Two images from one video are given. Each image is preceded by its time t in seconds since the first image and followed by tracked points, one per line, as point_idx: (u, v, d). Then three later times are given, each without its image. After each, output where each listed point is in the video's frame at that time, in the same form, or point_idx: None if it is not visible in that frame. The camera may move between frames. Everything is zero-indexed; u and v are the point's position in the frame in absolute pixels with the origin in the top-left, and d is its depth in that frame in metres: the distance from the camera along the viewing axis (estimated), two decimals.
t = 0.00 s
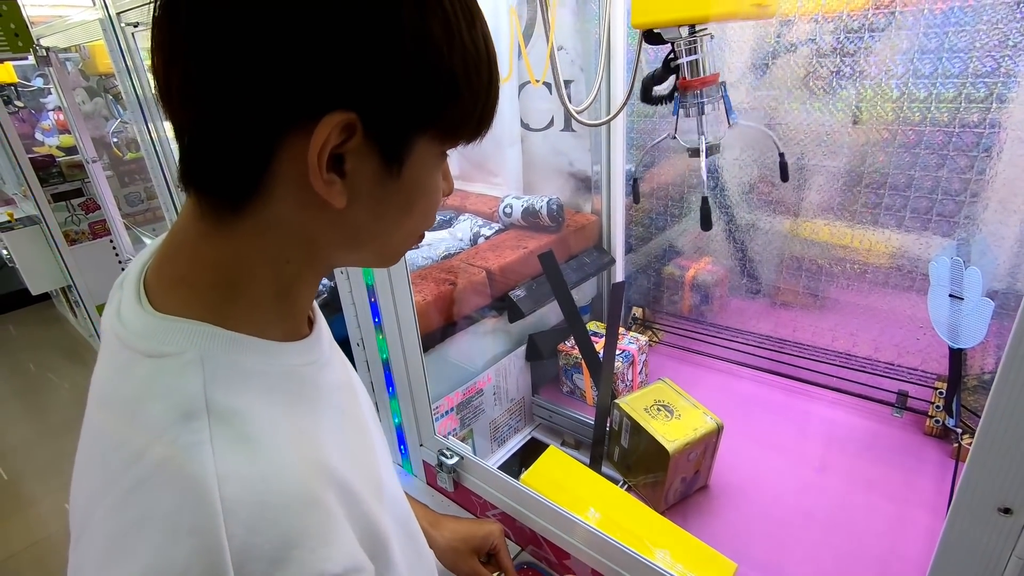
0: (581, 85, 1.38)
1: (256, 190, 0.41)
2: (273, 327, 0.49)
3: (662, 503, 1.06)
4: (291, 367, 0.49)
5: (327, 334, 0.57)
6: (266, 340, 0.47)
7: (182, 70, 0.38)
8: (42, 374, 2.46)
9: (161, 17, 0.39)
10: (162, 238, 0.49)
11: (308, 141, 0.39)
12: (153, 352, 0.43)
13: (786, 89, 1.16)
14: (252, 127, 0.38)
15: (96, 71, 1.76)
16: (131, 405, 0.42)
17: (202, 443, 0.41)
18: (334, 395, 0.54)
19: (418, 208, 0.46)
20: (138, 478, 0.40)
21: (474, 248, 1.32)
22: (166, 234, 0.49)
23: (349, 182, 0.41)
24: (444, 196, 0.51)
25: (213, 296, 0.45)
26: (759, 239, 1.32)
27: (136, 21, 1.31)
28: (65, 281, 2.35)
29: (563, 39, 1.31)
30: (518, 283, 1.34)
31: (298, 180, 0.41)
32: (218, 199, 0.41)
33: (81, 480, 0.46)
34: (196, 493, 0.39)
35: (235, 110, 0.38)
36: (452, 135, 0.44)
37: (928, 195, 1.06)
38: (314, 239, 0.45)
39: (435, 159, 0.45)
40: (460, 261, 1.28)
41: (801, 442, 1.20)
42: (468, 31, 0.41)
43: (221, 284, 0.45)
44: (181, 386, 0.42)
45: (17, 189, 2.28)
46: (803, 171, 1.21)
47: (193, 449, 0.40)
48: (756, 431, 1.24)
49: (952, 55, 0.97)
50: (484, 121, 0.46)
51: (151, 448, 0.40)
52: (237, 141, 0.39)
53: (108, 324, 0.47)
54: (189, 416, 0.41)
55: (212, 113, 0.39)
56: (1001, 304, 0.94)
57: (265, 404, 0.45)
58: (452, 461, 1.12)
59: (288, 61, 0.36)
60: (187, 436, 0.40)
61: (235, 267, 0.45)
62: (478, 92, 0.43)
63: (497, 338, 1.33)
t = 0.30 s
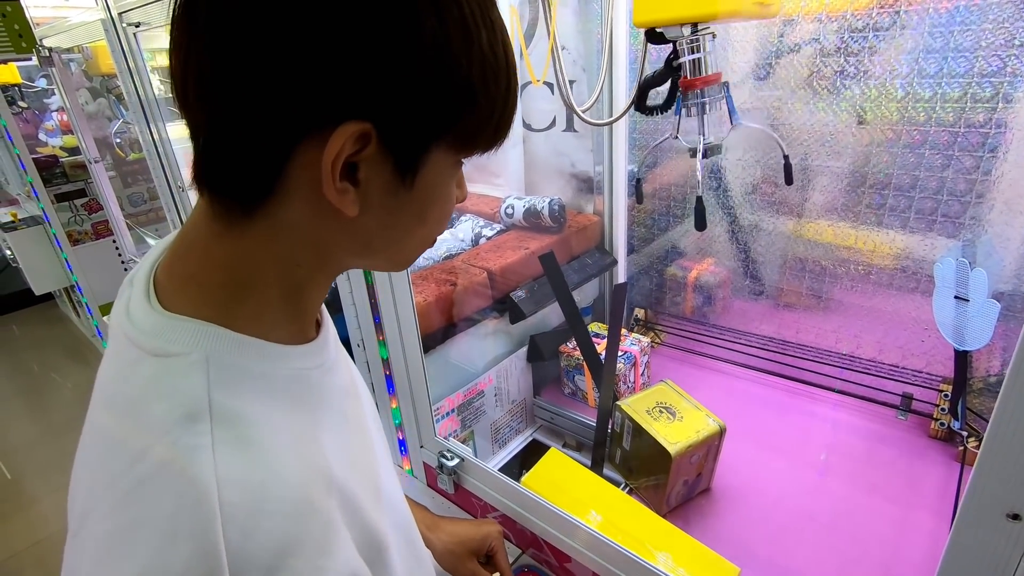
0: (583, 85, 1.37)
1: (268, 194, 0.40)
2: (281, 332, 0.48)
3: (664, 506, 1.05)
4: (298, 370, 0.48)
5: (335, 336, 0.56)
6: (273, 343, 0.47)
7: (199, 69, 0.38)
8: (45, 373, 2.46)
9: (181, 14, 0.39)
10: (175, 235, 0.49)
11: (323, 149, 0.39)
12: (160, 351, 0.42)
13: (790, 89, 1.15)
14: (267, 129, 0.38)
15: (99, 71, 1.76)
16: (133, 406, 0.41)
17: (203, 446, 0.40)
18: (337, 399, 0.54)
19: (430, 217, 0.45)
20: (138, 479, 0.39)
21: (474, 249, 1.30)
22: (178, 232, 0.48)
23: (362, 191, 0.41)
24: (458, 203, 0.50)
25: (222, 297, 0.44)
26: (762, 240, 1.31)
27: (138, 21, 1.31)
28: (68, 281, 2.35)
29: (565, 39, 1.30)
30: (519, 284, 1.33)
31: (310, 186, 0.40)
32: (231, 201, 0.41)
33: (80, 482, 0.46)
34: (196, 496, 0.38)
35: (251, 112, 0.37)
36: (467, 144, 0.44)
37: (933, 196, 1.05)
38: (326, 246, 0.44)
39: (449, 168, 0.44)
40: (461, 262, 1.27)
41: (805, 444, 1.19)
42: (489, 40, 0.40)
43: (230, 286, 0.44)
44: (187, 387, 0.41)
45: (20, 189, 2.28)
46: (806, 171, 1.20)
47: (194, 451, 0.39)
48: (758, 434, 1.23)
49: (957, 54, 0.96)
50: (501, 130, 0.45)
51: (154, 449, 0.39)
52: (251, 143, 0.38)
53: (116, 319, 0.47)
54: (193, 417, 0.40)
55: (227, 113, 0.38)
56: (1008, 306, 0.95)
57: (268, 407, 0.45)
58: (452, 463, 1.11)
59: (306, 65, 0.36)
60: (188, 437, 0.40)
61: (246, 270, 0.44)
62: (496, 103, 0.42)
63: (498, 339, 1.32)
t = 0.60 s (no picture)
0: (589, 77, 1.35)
1: (290, 183, 0.39)
2: (299, 325, 0.46)
3: (672, 503, 1.04)
4: (317, 362, 0.46)
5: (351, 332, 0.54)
6: (293, 333, 0.45)
7: (226, 47, 0.36)
8: (47, 368, 2.46)
9: None
10: (194, 221, 0.47)
11: (350, 142, 0.37)
12: (179, 338, 0.41)
13: (801, 80, 1.13)
14: (292, 115, 0.36)
15: (99, 64, 1.69)
16: (150, 396, 0.40)
17: (223, 436, 0.39)
18: (356, 393, 0.52)
19: (453, 214, 0.44)
20: (156, 469, 0.38)
21: (478, 244, 1.29)
22: (197, 217, 0.47)
23: (387, 184, 0.39)
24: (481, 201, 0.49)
25: (239, 287, 0.43)
26: (770, 234, 1.29)
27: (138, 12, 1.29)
28: (69, 276, 2.34)
29: (572, 31, 1.27)
30: (523, 279, 1.31)
31: (334, 177, 0.39)
32: (253, 189, 0.39)
33: (93, 476, 0.45)
34: (216, 487, 0.37)
35: (276, 97, 0.36)
36: (496, 142, 0.42)
37: (946, 189, 1.03)
38: (347, 240, 0.43)
39: (475, 165, 0.42)
40: (466, 256, 1.25)
41: (815, 440, 1.17)
42: (525, 36, 0.38)
43: (248, 276, 0.43)
44: (204, 375, 0.39)
45: (21, 183, 2.27)
46: (815, 165, 1.18)
47: (214, 441, 0.38)
48: (765, 431, 1.21)
49: (974, 44, 0.94)
50: (530, 129, 0.44)
51: (172, 439, 0.38)
52: (275, 129, 0.37)
53: (133, 304, 0.46)
54: (211, 406, 0.39)
55: (252, 96, 0.36)
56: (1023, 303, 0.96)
57: (290, 400, 0.43)
58: (457, 460, 1.10)
59: (336, 51, 0.34)
60: (208, 427, 0.38)
61: (266, 261, 0.43)
62: (527, 103, 0.41)
63: (503, 336, 1.31)
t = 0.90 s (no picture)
0: (593, 71, 1.35)
1: (321, 174, 0.39)
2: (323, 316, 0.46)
3: (674, 497, 1.04)
4: (343, 352, 0.46)
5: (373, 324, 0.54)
6: (321, 320, 0.45)
7: (267, 35, 0.36)
8: (49, 359, 2.46)
9: None
10: (222, 206, 0.47)
11: (383, 137, 0.37)
12: (207, 324, 0.41)
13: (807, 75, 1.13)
14: (329, 107, 0.36)
15: (99, 54, 1.69)
16: (183, 383, 0.41)
17: (253, 421, 0.39)
18: (378, 382, 0.52)
19: (478, 213, 0.44)
20: (187, 454, 0.39)
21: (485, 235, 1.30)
22: (226, 204, 0.47)
23: (417, 179, 0.39)
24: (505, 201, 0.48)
25: (267, 275, 0.43)
26: (774, 229, 1.29)
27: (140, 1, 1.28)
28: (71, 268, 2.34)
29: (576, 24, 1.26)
30: (525, 273, 1.31)
31: (364, 170, 0.39)
32: (285, 180, 0.39)
33: (118, 462, 0.45)
34: (247, 473, 0.38)
35: (314, 88, 0.36)
36: (525, 144, 0.42)
37: (952, 185, 1.03)
38: (374, 235, 0.43)
39: (504, 164, 0.42)
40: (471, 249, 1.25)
41: (818, 435, 1.18)
42: (562, 40, 0.38)
43: (276, 265, 0.43)
44: (235, 362, 0.40)
45: (22, 174, 2.26)
46: (820, 160, 1.18)
47: (245, 426, 0.39)
48: (768, 425, 1.22)
49: (982, 39, 0.93)
50: (560, 132, 0.44)
51: (204, 423, 0.39)
52: (310, 119, 0.37)
53: (161, 287, 0.46)
54: (242, 392, 0.39)
55: (289, 86, 0.36)
56: None
57: (317, 387, 0.43)
58: (460, 452, 1.10)
59: (377, 45, 0.34)
60: (239, 412, 0.39)
61: (293, 252, 0.43)
62: (558, 107, 0.41)
63: (505, 330, 1.30)
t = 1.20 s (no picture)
0: (590, 68, 1.35)
1: (318, 169, 0.39)
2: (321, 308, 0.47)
3: (669, 492, 1.05)
4: (339, 342, 0.47)
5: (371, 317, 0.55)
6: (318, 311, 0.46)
7: (263, 33, 0.37)
8: (51, 356, 2.48)
9: None
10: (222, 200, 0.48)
11: (378, 135, 0.38)
12: (206, 315, 0.42)
13: (803, 72, 1.13)
14: (325, 105, 0.37)
15: (100, 53, 1.69)
16: (182, 369, 0.41)
17: (249, 408, 0.40)
18: (378, 373, 0.53)
19: (473, 207, 0.44)
20: (185, 439, 0.40)
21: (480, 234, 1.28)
22: (225, 197, 0.47)
23: (411, 175, 0.40)
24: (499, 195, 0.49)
25: (267, 268, 0.44)
26: (770, 226, 1.29)
27: None
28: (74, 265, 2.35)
29: (573, 22, 1.27)
30: (523, 270, 1.32)
31: (360, 165, 0.39)
32: (283, 176, 0.40)
33: (118, 448, 0.46)
34: (242, 454, 0.39)
35: (310, 86, 0.36)
36: (518, 140, 0.42)
37: (946, 182, 1.03)
38: (371, 229, 0.43)
39: (497, 159, 0.43)
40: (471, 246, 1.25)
41: (813, 431, 1.18)
42: (553, 38, 0.39)
43: (275, 259, 0.44)
44: (237, 348, 0.41)
45: (25, 173, 2.27)
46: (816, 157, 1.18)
47: (241, 412, 0.40)
48: (764, 421, 1.23)
49: (976, 36, 0.94)
50: (553, 129, 0.44)
51: (201, 410, 0.40)
52: (307, 117, 0.37)
53: (162, 277, 0.47)
54: (239, 378, 0.40)
55: (285, 84, 0.37)
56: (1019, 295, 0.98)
57: (314, 376, 0.44)
58: (456, 448, 1.11)
59: (371, 44, 0.35)
60: (237, 398, 0.40)
61: (292, 246, 0.43)
62: (549, 105, 0.41)
63: (502, 327, 1.31)
